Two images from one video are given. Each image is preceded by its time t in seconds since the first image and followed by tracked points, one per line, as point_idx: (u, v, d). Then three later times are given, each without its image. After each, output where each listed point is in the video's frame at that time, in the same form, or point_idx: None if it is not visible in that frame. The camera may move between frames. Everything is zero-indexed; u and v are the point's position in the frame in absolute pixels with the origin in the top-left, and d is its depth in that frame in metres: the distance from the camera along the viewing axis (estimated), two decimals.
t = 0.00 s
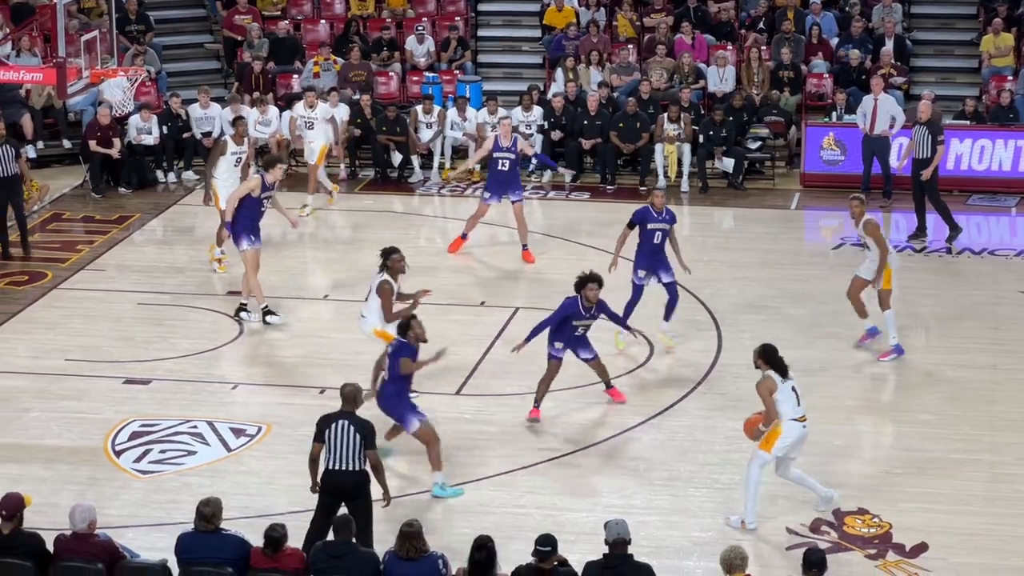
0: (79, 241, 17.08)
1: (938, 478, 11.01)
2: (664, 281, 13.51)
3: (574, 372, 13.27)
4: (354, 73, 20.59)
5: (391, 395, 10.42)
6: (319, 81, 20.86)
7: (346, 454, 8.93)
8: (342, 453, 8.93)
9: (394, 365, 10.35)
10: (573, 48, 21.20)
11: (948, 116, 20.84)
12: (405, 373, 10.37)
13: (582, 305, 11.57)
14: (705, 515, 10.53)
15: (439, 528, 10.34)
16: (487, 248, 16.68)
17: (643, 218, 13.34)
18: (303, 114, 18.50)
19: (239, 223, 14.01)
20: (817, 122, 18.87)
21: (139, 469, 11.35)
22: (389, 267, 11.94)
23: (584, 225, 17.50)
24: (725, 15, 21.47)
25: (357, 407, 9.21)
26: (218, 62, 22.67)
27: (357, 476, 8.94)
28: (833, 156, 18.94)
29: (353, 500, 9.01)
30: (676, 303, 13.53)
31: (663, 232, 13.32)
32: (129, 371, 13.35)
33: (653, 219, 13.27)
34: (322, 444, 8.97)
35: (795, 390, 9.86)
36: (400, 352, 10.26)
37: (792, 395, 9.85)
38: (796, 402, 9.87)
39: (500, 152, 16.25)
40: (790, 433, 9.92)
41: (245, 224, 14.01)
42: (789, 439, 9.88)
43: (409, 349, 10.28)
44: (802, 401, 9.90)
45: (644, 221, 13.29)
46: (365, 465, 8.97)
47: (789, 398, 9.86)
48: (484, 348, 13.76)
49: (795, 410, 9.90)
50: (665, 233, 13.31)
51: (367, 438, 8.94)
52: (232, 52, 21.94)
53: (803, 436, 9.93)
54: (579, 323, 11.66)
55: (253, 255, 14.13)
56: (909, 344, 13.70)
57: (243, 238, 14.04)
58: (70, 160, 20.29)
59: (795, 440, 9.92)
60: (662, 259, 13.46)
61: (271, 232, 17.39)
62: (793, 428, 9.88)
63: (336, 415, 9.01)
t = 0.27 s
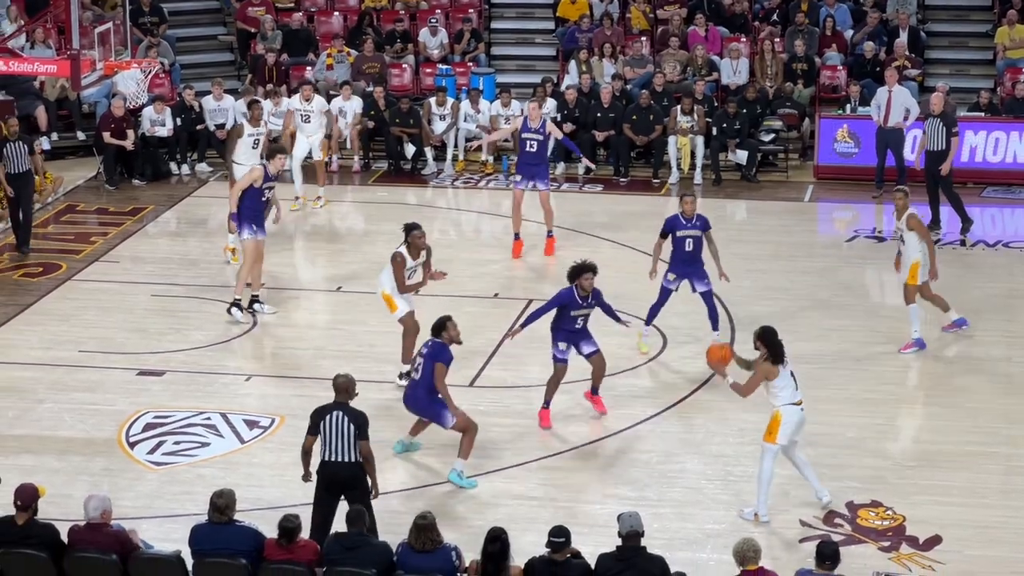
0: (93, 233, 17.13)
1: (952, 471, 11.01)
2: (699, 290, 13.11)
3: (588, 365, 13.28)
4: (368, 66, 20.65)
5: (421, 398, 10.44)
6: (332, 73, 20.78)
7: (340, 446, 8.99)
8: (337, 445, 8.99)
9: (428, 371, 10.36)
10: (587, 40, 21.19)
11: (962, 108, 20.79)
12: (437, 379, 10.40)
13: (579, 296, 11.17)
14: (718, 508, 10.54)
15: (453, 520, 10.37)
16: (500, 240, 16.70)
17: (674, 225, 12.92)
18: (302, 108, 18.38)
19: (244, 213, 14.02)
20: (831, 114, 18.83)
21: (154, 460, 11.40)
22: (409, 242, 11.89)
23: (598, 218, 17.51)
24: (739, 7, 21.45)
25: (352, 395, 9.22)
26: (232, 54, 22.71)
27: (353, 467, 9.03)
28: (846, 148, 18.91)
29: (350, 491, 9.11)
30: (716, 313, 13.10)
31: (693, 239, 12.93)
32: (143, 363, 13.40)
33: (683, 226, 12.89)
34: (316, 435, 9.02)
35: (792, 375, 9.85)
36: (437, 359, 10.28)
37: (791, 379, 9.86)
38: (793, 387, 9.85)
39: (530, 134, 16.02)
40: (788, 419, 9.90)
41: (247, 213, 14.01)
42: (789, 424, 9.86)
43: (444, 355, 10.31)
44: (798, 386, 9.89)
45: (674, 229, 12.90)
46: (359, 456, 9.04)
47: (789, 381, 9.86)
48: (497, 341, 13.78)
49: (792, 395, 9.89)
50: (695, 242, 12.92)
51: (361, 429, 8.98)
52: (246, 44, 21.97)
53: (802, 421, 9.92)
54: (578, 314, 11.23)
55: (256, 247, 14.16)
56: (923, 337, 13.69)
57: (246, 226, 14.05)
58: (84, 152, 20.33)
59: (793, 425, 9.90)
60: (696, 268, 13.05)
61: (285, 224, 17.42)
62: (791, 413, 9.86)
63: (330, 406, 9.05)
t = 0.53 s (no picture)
0: (102, 230, 17.17)
1: (960, 468, 11.00)
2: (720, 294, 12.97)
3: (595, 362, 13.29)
4: (377, 62, 20.67)
5: (413, 362, 10.60)
6: (341, 71, 20.86)
7: (334, 442, 9.03)
8: (332, 440, 9.02)
9: (418, 334, 10.53)
10: (595, 38, 21.22)
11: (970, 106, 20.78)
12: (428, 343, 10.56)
13: (587, 308, 11.03)
14: (726, 505, 10.54)
15: (461, 517, 10.38)
16: (508, 238, 16.72)
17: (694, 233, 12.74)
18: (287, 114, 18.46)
19: (244, 214, 13.98)
20: (839, 112, 18.81)
21: (162, 458, 11.42)
22: (421, 230, 11.97)
23: (606, 215, 17.52)
24: (747, 4, 21.46)
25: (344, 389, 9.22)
26: (241, 51, 22.75)
27: (348, 462, 9.07)
28: (855, 146, 18.89)
29: (346, 485, 9.16)
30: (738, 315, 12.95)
31: (715, 247, 12.73)
32: (151, 359, 13.43)
33: (704, 234, 12.68)
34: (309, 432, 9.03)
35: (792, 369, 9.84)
36: (427, 322, 10.46)
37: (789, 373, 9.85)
38: (792, 380, 9.85)
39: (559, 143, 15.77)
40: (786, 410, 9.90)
41: (246, 216, 13.99)
42: (785, 417, 9.86)
43: (434, 318, 10.48)
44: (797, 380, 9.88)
45: (694, 237, 12.71)
46: (354, 451, 9.07)
47: (788, 375, 9.86)
48: (505, 338, 13.80)
49: (790, 389, 9.89)
50: (717, 249, 12.73)
51: (355, 424, 9.00)
52: (254, 41, 22.01)
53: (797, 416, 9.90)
54: (586, 327, 11.09)
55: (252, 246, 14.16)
56: (931, 334, 13.69)
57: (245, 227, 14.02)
58: (93, 149, 20.37)
59: (789, 418, 9.90)
60: (717, 273, 12.89)
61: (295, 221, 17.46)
62: (788, 406, 9.86)
63: (324, 401, 9.07)
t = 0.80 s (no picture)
0: (108, 230, 17.20)
1: (966, 469, 10.99)
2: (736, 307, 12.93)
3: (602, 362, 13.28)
4: (383, 64, 20.76)
5: (401, 357, 10.85)
6: (347, 71, 20.85)
7: (337, 441, 9.02)
8: (335, 440, 9.02)
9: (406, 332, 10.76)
10: (601, 38, 21.23)
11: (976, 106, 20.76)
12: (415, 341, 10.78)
13: (599, 331, 10.93)
14: (732, 506, 10.53)
15: (467, 517, 10.38)
16: (514, 238, 16.72)
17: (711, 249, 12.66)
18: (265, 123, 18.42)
19: (234, 219, 14.04)
20: (845, 112, 18.81)
21: (168, 458, 11.44)
22: (443, 224, 12.20)
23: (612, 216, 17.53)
24: (753, 5, 21.47)
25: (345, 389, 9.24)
26: (247, 52, 22.78)
27: (351, 462, 9.07)
28: (861, 146, 18.89)
29: (350, 485, 9.15)
30: (754, 327, 12.89)
31: (731, 265, 12.69)
32: (158, 360, 13.45)
33: (722, 254, 12.62)
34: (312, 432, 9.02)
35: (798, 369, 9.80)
36: (415, 321, 10.67)
37: (791, 374, 9.79)
38: (795, 380, 9.81)
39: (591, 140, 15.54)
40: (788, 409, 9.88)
41: (239, 220, 14.03)
42: (787, 415, 9.84)
43: (421, 318, 10.68)
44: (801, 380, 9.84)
45: (711, 256, 12.64)
46: (356, 451, 9.08)
47: (790, 376, 9.80)
48: (511, 338, 13.80)
49: (793, 388, 9.85)
50: (734, 267, 12.69)
51: (357, 422, 9.01)
52: (261, 42, 22.04)
53: (798, 416, 9.87)
54: (595, 348, 11.03)
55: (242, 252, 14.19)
56: (937, 335, 13.68)
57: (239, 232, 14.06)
58: (100, 150, 20.40)
59: (791, 417, 9.88)
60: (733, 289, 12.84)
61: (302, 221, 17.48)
62: (791, 404, 9.83)
63: (325, 401, 9.07)
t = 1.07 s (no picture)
0: (112, 234, 17.19)
1: (971, 473, 10.98)
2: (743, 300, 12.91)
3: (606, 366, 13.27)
4: (389, 70, 20.51)
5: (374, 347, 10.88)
6: (352, 75, 20.95)
7: (345, 445, 9.03)
8: (343, 444, 9.02)
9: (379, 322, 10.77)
10: (605, 41, 21.23)
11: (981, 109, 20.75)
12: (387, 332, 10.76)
13: (608, 339, 10.93)
14: (736, 510, 10.52)
15: (471, 521, 10.37)
16: (518, 242, 16.71)
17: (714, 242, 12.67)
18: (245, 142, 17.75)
19: (240, 225, 14.06)
20: (850, 116, 18.82)
21: (173, 462, 11.43)
22: (468, 221, 12.29)
23: (616, 220, 17.52)
24: (758, 8, 21.47)
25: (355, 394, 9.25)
26: (251, 55, 22.79)
27: (358, 467, 9.07)
28: (866, 150, 18.90)
29: (355, 489, 9.15)
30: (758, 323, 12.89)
31: (734, 258, 12.69)
32: (162, 363, 13.45)
33: (724, 247, 12.62)
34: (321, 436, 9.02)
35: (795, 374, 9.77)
36: (387, 311, 10.67)
37: (790, 378, 9.76)
38: (793, 384, 9.79)
39: (614, 162, 15.22)
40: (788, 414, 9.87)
41: (245, 225, 14.06)
42: (786, 420, 9.83)
43: (393, 308, 10.67)
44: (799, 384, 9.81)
45: (715, 249, 12.63)
46: (364, 455, 9.09)
47: (788, 380, 9.77)
48: (515, 342, 13.80)
49: (792, 392, 9.84)
50: (737, 260, 12.68)
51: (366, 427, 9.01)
52: (265, 45, 22.04)
53: (798, 419, 9.85)
54: (603, 357, 11.04)
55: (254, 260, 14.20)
56: (942, 338, 13.67)
57: (245, 237, 14.09)
58: (104, 153, 20.40)
59: (790, 421, 9.87)
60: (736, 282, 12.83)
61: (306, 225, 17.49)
62: (789, 409, 9.82)
63: (335, 405, 9.07)
